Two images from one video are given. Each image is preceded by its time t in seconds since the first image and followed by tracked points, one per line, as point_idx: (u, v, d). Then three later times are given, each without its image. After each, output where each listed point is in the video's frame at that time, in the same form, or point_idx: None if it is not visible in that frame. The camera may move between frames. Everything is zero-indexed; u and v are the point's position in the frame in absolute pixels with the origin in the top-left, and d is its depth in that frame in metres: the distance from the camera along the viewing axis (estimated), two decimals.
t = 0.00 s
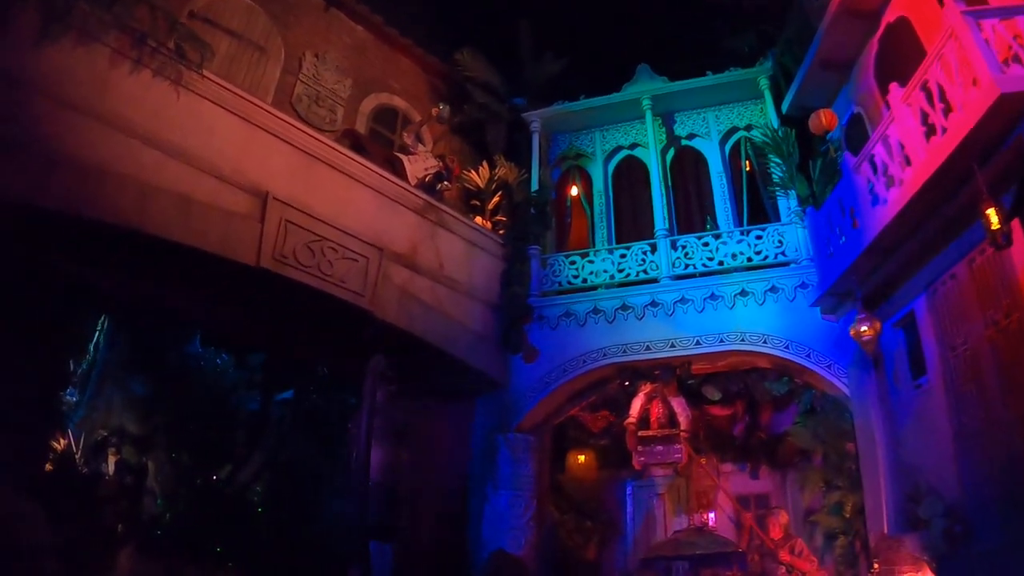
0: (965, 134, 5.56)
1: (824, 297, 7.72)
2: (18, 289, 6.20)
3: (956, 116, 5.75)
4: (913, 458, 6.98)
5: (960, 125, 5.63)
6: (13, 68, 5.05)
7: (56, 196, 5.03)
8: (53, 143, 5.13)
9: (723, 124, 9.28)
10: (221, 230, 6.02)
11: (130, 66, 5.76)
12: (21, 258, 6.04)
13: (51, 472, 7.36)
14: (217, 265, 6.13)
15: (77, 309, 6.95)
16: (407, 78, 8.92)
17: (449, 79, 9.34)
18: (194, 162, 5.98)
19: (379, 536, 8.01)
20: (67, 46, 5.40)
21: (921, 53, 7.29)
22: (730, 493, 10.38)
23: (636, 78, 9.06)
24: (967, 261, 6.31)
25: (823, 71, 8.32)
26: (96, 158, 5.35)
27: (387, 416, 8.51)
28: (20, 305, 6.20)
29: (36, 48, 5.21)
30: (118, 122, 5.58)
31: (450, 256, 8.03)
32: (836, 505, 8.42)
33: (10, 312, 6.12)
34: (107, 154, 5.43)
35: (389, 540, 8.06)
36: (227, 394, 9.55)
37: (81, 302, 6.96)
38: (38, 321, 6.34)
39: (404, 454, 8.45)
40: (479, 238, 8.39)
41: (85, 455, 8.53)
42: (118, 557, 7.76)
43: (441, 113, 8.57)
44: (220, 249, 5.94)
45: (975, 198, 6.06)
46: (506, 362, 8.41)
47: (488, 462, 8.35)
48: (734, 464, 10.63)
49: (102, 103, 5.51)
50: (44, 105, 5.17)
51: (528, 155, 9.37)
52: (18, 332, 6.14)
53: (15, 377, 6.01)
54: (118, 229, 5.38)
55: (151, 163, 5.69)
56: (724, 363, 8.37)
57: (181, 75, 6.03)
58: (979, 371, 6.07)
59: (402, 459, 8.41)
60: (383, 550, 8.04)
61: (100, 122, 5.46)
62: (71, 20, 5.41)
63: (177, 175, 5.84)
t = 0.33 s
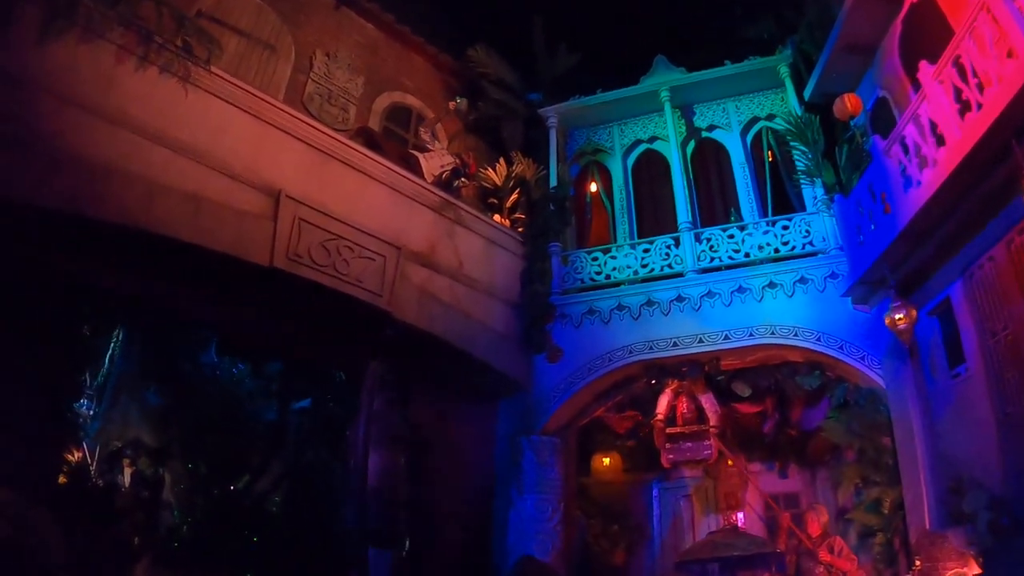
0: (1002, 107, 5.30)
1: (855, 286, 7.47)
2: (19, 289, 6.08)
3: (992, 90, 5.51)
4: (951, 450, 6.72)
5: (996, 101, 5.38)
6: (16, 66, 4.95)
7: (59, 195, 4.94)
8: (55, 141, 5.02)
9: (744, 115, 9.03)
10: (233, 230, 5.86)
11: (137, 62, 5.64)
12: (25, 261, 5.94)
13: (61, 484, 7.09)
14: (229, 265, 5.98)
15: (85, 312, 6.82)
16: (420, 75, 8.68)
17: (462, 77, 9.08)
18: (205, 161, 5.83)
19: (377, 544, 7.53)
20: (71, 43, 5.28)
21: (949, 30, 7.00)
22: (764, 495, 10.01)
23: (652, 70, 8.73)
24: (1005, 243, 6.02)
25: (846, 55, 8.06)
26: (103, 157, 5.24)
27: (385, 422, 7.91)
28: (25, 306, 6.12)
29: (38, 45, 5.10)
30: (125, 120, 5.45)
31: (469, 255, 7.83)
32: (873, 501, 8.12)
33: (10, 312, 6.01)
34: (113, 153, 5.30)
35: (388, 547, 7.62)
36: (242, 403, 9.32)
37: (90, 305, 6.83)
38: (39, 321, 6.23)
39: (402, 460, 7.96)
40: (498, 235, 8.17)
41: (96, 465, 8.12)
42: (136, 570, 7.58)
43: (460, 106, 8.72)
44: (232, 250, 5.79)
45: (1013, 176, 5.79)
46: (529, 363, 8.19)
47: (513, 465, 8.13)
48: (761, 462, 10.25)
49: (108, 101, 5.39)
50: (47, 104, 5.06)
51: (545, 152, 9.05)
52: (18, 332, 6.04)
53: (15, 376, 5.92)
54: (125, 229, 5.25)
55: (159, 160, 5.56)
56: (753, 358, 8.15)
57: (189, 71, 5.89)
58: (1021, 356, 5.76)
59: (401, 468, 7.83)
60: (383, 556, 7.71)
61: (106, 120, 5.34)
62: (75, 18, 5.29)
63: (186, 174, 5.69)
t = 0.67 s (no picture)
0: None
1: (889, 272, 7.13)
2: (19, 289, 6.21)
3: None
4: (995, 438, 6.33)
5: None
6: (19, 59, 4.87)
7: (65, 189, 4.83)
8: (60, 134, 4.92)
9: (766, 101, 8.74)
10: (246, 225, 5.69)
11: (144, 55, 5.54)
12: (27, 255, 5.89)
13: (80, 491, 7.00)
14: (242, 262, 5.81)
15: (86, 309, 6.78)
16: (434, 70, 8.38)
17: (478, 71, 8.74)
18: (215, 154, 5.69)
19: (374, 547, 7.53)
20: (76, 36, 5.20)
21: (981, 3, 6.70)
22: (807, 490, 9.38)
23: (671, 58, 8.48)
24: None
25: (870, 35, 7.76)
26: (108, 151, 5.12)
27: (381, 425, 7.92)
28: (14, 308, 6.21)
29: (41, 39, 5.01)
30: (133, 113, 5.34)
31: (491, 249, 7.62)
32: (913, 493, 7.64)
33: (9, 313, 6.17)
34: (119, 147, 5.18)
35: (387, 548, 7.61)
36: (262, 412, 9.14)
37: (92, 305, 6.82)
38: (40, 321, 6.39)
39: (401, 462, 7.90)
40: (519, 229, 7.95)
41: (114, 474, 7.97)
42: None
43: (478, 96, 8.44)
44: (246, 244, 5.64)
45: None
46: (554, 359, 7.97)
47: (540, 466, 7.90)
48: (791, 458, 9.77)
49: (115, 95, 5.29)
50: (52, 97, 4.97)
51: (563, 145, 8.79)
52: (18, 332, 6.20)
53: (15, 376, 6.06)
54: (135, 225, 5.13)
55: (167, 154, 5.43)
56: (785, 349, 7.93)
57: (198, 64, 5.76)
58: None
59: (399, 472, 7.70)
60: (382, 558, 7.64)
61: (114, 114, 5.24)
62: (80, 10, 5.22)
63: (196, 168, 5.55)
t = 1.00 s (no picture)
0: None
1: (927, 258, 6.78)
2: (19, 289, 6.05)
3: None
4: None
5: None
6: (23, 48, 4.84)
7: (73, 182, 4.78)
8: (69, 126, 4.88)
9: (792, 89, 8.51)
10: (263, 219, 5.57)
11: (155, 47, 5.47)
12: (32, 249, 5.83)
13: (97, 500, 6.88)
14: (258, 257, 5.67)
15: (84, 308, 6.64)
16: (453, 64, 8.23)
17: (497, 66, 8.56)
18: (231, 147, 5.58)
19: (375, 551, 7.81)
20: (84, 27, 5.15)
21: None
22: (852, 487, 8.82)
23: (694, 47, 8.28)
24: None
25: (900, 16, 7.49)
26: (118, 145, 5.06)
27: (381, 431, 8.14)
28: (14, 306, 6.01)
29: (49, 31, 4.98)
30: (145, 105, 5.28)
31: (517, 243, 7.42)
32: (959, 487, 7.48)
33: (10, 314, 5.98)
34: (130, 140, 5.12)
35: (387, 552, 7.93)
36: (283, 416, 9.09)
37: (92, 304, 6.67)
38: (40, 321, 6.23)
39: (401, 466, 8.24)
40: (545, 223, 7.74)
41: (134, 482, 7.79)
42: None
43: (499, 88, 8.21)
44: (261, 238, 5.50)
45: None
46: (584, 356, 7.76)
47: (569, 466, 7.66)
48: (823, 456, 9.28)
49: (126, 87, 5.23)
50: (61, 89, 4.94)
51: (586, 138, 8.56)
52: (18, 332, 6.03)
53: (15, 376, 5.92)
54: (147, 217, 5.05)
55: (179, 147, 5.34)
56: (820, 342, 7.71)
57: (211, 55, 5.68)
58: None
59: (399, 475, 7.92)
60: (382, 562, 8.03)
61: (124, 105, 5.18)
62: (89, 2, 5.19)
63: (210, 160, 5.45)
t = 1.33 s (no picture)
0: None
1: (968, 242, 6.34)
2: (19, 289, 5.90)
3: None
4: None
5: None
6: (36, 29, 4.77)
7: (87, 167, 4.66)
8: (82, 108, 4.78)
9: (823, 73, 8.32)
10: (283, 202, 5.40)
11: (170, 29, 5.33)
12: (48, 243, 5.66)
13: (119, 497, 7.03)
14: (279, 243, 5.51)
15: (86, 308, 6.47)
16: (475, 51, 8.05)
17: (521, 53, 8.37)
18: (250, 130, 5.43)
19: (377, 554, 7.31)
20: (96, 9, 5.05)
21: None
22: (893, 481, 8.60)
23: (722, 31, 8.11)
24: None
25: None
26: (131, 126, 4.92)
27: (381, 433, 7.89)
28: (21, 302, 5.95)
29: (61, 14, 4.89)
30: (160, 87, 5.14)
31: (545, 230, 7.21)
32: (1005, 480, 7.05)
33: (10, 315, 5.87)
34: (145, 122, 4.98)
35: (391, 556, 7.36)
36: (307, 415, 8.79)
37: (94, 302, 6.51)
38: (41, 321, 6.10)
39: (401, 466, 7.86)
40: (574, 211, 7.50)
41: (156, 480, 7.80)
42: None
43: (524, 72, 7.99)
44: (279, 222, 5.31)
45: None
46: (615, 346, 7.55)
47: (602, 460, 7.45)
48: (856, 449, 9.02)
49: (141, 69, 5.11)
50: (75, 71, 4.84)
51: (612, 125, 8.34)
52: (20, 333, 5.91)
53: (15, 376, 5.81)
54: (164, 202, 4.91)
55: (195, 129, 5.19)
56: (859, 330, 7.48)
57: (228, 37, 5.53)
58: None
59: (397, 475, 7.70)
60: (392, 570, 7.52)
61: (141, 88, 5.05)
62: None
63: (228, 144, 5.31)
